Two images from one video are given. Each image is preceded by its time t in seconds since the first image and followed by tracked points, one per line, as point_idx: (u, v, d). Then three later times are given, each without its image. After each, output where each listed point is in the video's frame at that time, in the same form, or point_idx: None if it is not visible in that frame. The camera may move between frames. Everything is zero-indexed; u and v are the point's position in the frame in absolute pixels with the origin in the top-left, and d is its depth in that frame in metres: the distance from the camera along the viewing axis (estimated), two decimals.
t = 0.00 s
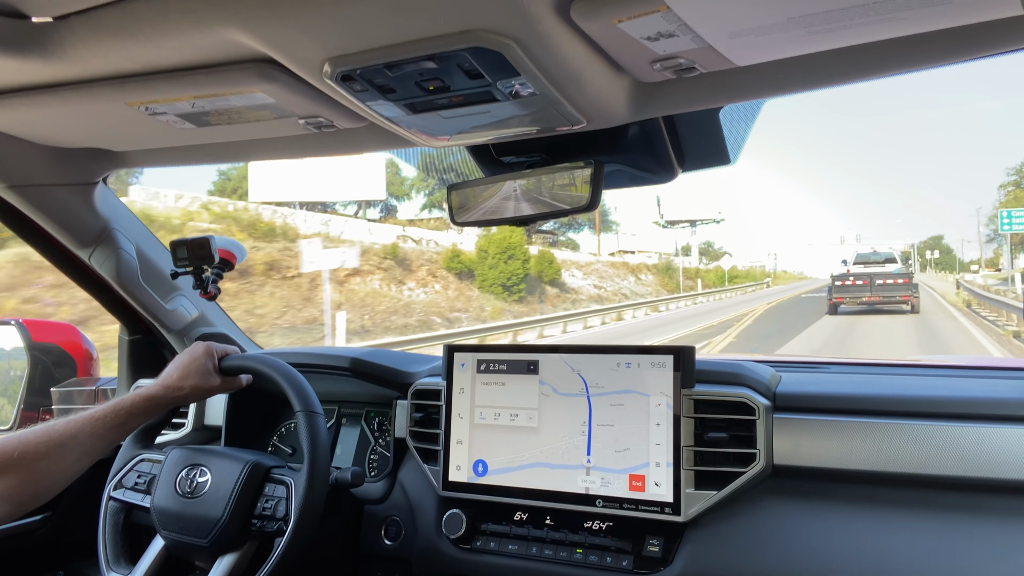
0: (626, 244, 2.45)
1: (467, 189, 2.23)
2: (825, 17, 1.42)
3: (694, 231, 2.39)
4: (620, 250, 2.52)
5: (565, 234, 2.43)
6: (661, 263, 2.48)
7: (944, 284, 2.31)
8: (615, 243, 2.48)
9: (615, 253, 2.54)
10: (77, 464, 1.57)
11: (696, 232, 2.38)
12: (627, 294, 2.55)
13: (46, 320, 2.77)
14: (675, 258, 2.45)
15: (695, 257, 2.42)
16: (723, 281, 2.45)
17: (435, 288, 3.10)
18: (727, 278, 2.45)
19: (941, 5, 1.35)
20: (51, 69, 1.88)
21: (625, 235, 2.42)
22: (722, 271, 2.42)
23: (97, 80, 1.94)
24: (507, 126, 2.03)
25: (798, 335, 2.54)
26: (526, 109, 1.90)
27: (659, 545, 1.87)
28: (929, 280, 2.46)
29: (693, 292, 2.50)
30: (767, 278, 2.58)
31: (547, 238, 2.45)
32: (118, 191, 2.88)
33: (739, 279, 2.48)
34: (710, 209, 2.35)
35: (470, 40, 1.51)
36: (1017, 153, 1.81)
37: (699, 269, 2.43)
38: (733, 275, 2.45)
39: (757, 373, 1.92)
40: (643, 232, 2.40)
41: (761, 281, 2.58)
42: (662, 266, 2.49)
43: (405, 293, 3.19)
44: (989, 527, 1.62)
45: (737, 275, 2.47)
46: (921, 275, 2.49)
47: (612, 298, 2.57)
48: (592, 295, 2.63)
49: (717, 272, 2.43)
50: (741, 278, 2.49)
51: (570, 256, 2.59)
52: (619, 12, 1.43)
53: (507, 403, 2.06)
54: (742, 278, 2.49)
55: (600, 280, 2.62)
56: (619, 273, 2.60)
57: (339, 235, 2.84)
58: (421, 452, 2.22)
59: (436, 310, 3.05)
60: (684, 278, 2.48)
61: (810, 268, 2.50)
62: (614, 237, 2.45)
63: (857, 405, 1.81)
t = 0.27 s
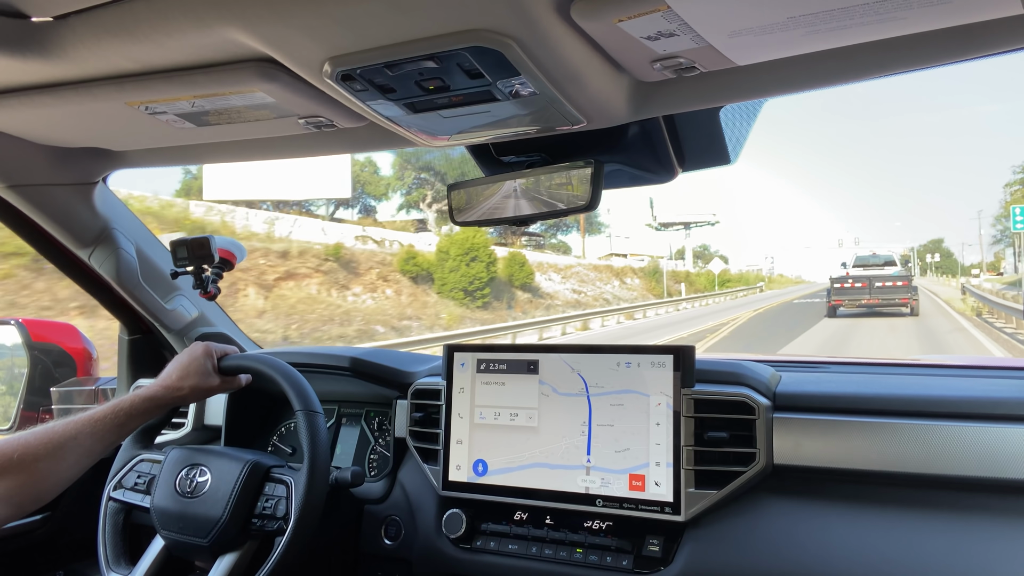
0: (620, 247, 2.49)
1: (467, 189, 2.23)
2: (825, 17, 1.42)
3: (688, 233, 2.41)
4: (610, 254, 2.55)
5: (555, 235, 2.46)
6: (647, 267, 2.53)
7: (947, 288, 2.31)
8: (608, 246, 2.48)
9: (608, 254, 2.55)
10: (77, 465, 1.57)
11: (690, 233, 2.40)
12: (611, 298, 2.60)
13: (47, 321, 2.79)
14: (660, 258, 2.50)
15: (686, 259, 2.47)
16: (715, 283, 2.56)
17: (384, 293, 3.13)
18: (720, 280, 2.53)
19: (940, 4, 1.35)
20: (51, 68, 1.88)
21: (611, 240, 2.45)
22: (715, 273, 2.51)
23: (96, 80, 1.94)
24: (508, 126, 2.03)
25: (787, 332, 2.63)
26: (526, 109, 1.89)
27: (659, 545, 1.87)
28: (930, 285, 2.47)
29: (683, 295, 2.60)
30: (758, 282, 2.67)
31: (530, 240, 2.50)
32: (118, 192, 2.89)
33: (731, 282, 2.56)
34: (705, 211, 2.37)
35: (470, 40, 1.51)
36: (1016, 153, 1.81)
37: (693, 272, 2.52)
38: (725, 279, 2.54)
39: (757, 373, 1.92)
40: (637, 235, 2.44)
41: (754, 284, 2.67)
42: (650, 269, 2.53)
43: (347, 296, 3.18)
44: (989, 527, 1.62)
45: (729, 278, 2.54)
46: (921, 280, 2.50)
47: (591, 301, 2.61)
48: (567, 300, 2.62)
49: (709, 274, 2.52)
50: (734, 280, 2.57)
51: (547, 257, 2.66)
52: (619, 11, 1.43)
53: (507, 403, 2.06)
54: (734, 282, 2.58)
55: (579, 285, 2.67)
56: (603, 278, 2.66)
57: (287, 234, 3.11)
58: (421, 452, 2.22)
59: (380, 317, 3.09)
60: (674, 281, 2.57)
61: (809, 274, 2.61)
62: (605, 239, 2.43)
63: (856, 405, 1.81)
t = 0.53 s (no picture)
0: (613, 250, 2.49)
1: (467, 189, 2.23)
2: (825, 17, 1.42)
3: (680, 235, 2.45)
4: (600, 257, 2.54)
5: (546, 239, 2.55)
6: (632, 270, 2.54)
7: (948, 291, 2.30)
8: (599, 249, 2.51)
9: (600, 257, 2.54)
10: (77, 465, 1.57)
11: (683, 237, 2.46)
12: (591, 303, 2.63)
13: (48, 321, 2.78)
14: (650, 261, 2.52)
15: (679, 261, 2.52)
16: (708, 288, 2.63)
17: (321, 299, 3.25)
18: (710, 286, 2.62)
19: (940, 5, 1.35)
20: (50, 68, 1.88)
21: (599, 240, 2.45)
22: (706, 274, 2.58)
23: (96, 80, 1.94)
24: (507, 126, 2.03)
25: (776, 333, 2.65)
26: (526, 109, 1.90)
27: (659, 545, 1.87)
28: (932, 288, 2.46)
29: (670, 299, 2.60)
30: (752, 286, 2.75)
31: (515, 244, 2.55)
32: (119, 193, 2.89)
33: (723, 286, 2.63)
34: (699, 214, 2.38)
35: (470, 40, 1.51)
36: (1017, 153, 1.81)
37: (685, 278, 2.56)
38: (717, 282, 2.62)
39: (757, 373, 1.92)
40: (629, 237, 2.43)
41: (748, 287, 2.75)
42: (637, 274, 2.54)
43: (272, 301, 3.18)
44: (990, 527, 1.62)
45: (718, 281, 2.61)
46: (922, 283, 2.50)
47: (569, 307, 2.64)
48: (539, 304, 2.74)
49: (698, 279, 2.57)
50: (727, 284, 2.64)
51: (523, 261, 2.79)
52: (619, 11, 1.43)
53: (507, 403, 2.06)
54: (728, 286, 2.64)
55: (557, 289, 2.73)
56: (584, 282, 2.70)
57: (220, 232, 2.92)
58: (421, 452, 2.22)
59: (310, 328, 2.99)
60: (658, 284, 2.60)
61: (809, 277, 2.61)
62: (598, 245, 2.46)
63: (856, 405, 1.81)
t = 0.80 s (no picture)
0: (605, 250, 2.47)
1: (467, 190, 2.23)
2: (825, 18, 1.42)
3: (674, 235, 2.49)
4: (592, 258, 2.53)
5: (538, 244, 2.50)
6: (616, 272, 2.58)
7: (947, 293, 2.26)
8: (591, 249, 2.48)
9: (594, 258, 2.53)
10: (74, 464, 1.59)
11: (677, 237, 2.49)
12: (568, 305, 2.69)
13: (47, 321, 2.78)
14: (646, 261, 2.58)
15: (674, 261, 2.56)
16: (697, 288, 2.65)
17: (246, 302, 3.06)
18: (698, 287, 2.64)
19: (940, 6, 1.35)
20: (50, 69, 1.88)
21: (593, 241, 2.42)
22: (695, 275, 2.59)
23: (96, 80, 1.94)
24: (507, 127, 2.03)
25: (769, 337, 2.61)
26: (526, 110, 1.90)
27: (659, 546, 1.87)
28: (931, 289, 2.41)
29: (658, 301, 2.67)
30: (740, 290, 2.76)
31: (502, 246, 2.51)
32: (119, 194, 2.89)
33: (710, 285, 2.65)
34: (693, 214, 2.40)
35: (470, 41, 1.51)
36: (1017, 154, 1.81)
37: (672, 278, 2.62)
38: (706, 282, 2.64)
39: (757, 374, 1.92)
40: (622, 238, 2.43)
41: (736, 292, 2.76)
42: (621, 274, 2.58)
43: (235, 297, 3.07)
44: (990, 528, 1.61)
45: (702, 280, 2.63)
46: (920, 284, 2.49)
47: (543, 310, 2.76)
48: (507, 308, 2.80)
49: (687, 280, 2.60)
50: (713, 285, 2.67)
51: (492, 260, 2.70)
52: (618, 13, 1.43)
53: (507, 404, 2.05)
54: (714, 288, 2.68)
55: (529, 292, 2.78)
56: (561, 284, 2.71)
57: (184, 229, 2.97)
58: (421, 452, 2.22)
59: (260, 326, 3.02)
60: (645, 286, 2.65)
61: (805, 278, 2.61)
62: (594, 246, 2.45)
63: (856, 406, 1.81)
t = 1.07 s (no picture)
0: (598, 254, 2.38)
1: (468, 189, 2.23)
2: (825, 17, 1.42)
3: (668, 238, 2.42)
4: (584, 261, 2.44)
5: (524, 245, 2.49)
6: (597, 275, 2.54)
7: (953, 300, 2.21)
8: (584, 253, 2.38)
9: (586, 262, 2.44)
10: (73, 459, 1.58)
11: (671, 240, 2.42)
12: (542, 311, 2.61)
13: (46, 320, 2.76)
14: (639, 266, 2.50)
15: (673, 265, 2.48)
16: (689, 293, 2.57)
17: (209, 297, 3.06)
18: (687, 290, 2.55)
19: (940, 5, 1.35)
20: (50, 68, 1.88)
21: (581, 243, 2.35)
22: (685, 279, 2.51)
23: (96, 79, 1.94)
24: (507, 126, 2.03)
25: (761, 338, 2.52)
26: (526, 109, 1.90)
27: (659, 545, 1.87)
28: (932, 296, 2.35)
29: (646, 307, 2.55)
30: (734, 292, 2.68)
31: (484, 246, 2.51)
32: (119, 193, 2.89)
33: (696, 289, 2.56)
34: (687, 216, 2.38)
35: (470, 40, 1.51)
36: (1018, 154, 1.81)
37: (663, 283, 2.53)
38: (697, 288, 2.56)
39: (757, 373, 1.92)
40: (615, 240, 2.36)
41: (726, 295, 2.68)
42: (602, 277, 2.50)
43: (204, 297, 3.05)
44: (990, 527, 1.61)
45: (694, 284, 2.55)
46: (921, 289, 2.47)
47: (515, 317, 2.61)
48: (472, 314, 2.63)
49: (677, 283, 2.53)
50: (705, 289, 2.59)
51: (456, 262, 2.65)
52: (618, 12, 1.43)
53: (507, 403, 2.05)
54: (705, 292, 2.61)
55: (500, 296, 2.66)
56: (538, 289, 2.66)
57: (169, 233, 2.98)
58: (421, 452, 2.22)
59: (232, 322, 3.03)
60: (633, 289, 2.55)
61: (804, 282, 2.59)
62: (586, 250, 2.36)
63: (856, 405, 1.81)
